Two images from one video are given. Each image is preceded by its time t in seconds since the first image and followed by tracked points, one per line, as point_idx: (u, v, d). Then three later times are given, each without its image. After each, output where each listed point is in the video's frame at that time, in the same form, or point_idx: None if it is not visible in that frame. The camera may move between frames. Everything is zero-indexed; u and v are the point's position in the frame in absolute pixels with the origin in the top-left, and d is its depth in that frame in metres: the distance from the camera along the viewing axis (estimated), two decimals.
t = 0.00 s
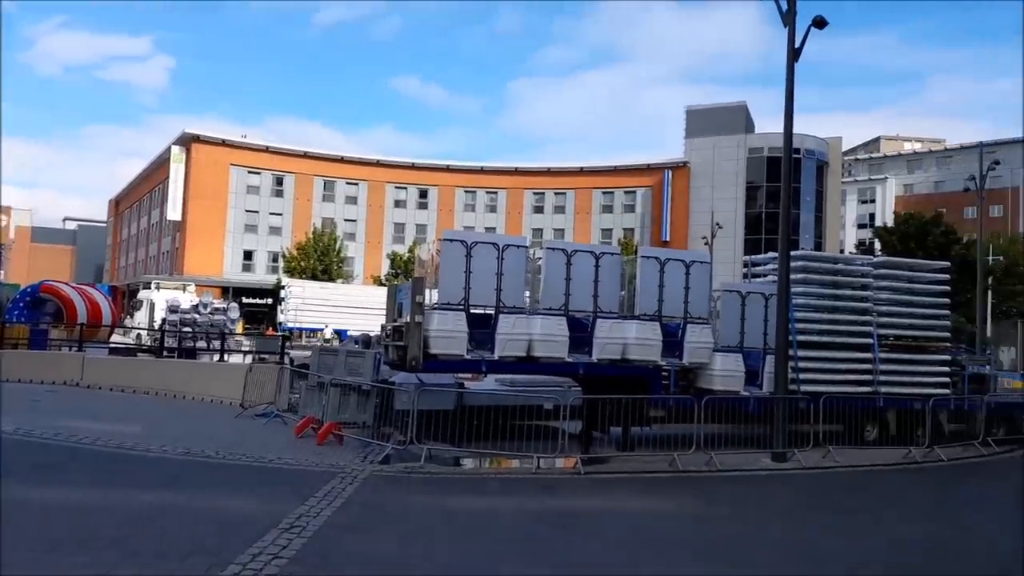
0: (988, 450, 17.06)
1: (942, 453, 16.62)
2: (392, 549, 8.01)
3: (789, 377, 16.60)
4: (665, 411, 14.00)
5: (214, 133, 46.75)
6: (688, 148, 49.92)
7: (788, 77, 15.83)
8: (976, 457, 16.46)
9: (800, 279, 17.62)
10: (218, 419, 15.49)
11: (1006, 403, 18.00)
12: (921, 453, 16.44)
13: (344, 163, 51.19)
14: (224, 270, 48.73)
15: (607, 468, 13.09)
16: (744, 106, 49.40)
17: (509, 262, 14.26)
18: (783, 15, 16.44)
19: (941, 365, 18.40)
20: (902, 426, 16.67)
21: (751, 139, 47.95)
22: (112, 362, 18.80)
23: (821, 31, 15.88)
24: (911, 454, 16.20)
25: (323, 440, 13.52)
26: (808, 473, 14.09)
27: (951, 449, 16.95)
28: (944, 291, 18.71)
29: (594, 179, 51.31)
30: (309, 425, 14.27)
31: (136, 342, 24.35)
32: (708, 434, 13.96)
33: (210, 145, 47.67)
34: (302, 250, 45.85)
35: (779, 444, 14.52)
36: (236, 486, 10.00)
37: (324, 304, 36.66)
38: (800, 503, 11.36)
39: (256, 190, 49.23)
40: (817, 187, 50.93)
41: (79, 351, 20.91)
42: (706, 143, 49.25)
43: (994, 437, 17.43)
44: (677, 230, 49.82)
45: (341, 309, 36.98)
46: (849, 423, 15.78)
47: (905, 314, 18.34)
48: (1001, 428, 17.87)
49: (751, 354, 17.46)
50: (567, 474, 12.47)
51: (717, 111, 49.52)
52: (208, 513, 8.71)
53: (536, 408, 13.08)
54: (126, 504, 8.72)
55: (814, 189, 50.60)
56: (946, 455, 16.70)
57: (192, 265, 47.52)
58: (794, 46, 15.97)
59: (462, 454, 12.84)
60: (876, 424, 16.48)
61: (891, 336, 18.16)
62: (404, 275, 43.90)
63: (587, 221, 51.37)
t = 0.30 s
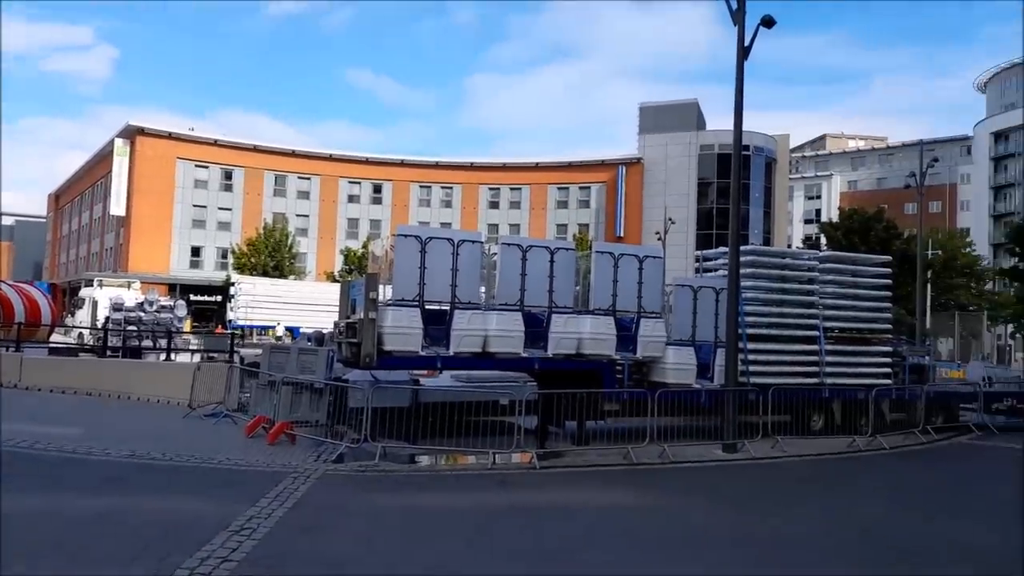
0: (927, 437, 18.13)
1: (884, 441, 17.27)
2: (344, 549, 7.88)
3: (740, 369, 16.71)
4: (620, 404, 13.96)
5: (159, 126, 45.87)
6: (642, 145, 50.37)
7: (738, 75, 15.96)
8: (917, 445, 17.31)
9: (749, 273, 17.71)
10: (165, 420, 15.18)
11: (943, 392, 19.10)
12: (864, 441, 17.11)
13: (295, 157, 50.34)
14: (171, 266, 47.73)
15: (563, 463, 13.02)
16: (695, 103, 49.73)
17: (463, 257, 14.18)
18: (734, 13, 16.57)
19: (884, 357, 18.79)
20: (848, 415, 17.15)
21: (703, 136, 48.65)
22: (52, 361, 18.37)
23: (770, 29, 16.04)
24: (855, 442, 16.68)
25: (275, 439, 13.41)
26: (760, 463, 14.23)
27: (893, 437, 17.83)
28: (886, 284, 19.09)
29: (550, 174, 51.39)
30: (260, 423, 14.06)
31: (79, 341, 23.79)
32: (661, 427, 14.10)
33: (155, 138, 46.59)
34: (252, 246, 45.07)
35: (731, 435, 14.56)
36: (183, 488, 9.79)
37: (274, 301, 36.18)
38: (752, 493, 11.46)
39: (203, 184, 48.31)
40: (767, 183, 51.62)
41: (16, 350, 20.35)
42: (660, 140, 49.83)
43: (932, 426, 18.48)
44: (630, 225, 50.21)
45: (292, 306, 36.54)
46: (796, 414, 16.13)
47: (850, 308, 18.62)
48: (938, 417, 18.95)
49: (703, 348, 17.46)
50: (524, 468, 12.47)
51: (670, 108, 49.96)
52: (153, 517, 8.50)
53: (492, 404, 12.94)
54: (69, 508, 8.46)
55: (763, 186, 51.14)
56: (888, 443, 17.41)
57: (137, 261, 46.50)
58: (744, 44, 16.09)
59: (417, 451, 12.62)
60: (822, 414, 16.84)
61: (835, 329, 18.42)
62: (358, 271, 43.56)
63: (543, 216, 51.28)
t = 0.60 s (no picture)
0: (878, 430, 18.39)
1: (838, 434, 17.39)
2: (302, 550, 7.72)
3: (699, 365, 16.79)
4: (581, 400, 14.08)
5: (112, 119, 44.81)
6: (604, 143, 50.63)
7: (698, 74, 16.01)
8: (868, 438, 17.61)
9: (708, 270, 17.75)
10: (117, 420, 14.84)
11: (892, 387, 19.45)
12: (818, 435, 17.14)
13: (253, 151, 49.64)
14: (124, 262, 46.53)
15: (524, 459, 13.00)
16: (655, 100, 49.91)
17: (425, 253, 14.06)
18: (694, 12, 16.62)
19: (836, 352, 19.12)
20: (802, 410, 17.56)
21: (663, 134, 49.07)
22: None
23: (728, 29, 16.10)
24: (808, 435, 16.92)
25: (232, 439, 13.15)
26: (719, 457, 14.31)
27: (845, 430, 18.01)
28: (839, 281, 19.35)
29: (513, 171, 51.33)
30: (216, 423, 13.87)
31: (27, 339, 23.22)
32: (622, 422, 14.04)
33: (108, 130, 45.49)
34: (208, 241, 44.23)
35: (689, 429, 14.68)
36: (136, 490, 9.53)
37: (231, 298, 35.66)
38: (713, 488, 11.48)
39: (158, 178, 47.28)
40: (725, 181, 52.00)
41: None
42: (621, 138, 50.18)
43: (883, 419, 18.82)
44: (592, 222, 50.40)
45: (250, 303, 36.07)
46: (753, 408, 16.61)
47: (804, 304, 18.82)
48: (888, 411, 19.30)
49: (663, 344, 17.51)
50: (486, 466, 12.26)
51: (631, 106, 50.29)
52: (104, 520, 8.25)
53: (453, 401, 12.82)
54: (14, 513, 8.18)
55: (722, 184, 51.54)
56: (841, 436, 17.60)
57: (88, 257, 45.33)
58: (703, 44, 16.15)
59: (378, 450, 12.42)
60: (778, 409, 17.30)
61: (791, 324, 18.60)
62: (318, 267, 43.14)
63: (505, 213, 51.28)
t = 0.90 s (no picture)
0: (825, 428, 18.58)
1: (787, 433, 17.57)
2: (254, 559, 7.51)
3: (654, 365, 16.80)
4: (539, 402, 13.84)
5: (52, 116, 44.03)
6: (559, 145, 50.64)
7: (651, 78, 16.04)
8: (817, 435, 17.82)
9: (662, 271, 17.79)
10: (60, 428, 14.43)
11: (840, 385, 19.74)
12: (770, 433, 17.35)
13: (203, 150, 48.72)
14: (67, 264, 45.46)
15: (481, 462, 12.89)
16: (611, 107, 50.59)
17: (380, 255, 13.84)
18: (647, 17, 16.66)
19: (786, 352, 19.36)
20: (753, 409, 17.57)
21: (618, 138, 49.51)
22: None
23: (680, 34, 16.17)
24: (761, 434, 17.00)
25: (182, 445, 12.95)
26: (675, 457, 14.34)
27: (794, 428, 18.21)
28: (789, 284, 19.59)
29: (469, 174, 51.11)
30: (165, 430, 13.58)
31: None
32: (579, 423, 13.99)
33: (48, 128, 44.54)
34: (157, 243, 43.36)
35: (645, 430, 14.71)
36: (80, 500, 9.23)
37: (181, 302, 34.98)
38: (671, 488, 11.46)
39: (102, 178, 46.40)
40: (678, 185, 52.32)
41: None
42: (576, 140, 50.15)
43: (831, 416, 19.06)
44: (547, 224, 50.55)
45: (200, 306, 35.49)
46: (706, 407, 16.54)
47: (754, 305, 19.01)
48: (837, 409, 19.60)
49: (618, 344, 17.49)
50: (444, 469, 12.26)
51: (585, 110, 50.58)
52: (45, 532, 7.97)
53: (411, 404, 12.58)
54: None
55: (675, 187, 51.91)
56: (791, 435, 17.76)
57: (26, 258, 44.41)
58: (656, 48, 16.18)
59: (334, 454, 12.32)
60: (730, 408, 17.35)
61: (742, 325, 18.72)
62: (271, 270, 42.59)
63: (462, 215, 50.99)
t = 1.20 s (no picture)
0: (783, 426, 18.79)
1: (747, 431, 17.82)
2: (209, 564, 7.39)
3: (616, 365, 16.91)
4: (502, 402, 13.76)
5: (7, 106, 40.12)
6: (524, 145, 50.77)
7: (615, 81, 16.11)
8: (775, 433, 18.08)
9: (626, 272, 17.84)
10: (10, 432, 14.13)
11: (798, 383, 19.98)
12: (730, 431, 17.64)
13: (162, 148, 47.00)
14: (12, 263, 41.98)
15: (445, 463, 12.81)
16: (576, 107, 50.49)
17: (343, 255, 13.74)
18: (611, 20, 16.74)
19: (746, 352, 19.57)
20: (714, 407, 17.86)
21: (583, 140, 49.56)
22: None
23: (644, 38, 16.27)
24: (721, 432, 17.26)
25: (137, 449, 12.81)
26: (637, 456, 14.41)
27: (753, 427, 18.46)
28: (749, 285, 19.81)
29: (433, 173, 51.01)
30: (119, 433, 13.32)
31: None
32: (542, 423, 14.02)
33: None
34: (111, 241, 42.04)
35: (608, 429, 14.82)
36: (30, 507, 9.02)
37: (136, 302, 34.36)
38: (633, 488, 11.48)
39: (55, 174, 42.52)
40: (641, 186, 52.65)
41: None
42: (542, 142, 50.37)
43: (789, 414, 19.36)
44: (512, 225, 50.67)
45: (155, 306, 34.94)
46: (669, 407, 16.76)
47: (716, 306, 19.17)
48: (794, 407, 19.87)
49: (581, 345, 17.57)
50: (406, 470, 12.21)
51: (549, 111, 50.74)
52: None
53: (375, 405, 12.56)
54: None
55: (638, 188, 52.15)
56: (749, 433, 18.06)
57: None
58: (619, 52, 16.25)
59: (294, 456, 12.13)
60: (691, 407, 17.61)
61: (704, 325, 18.86)
62: (230, 269, 42.05)
63: (426, 215, 50.88)
